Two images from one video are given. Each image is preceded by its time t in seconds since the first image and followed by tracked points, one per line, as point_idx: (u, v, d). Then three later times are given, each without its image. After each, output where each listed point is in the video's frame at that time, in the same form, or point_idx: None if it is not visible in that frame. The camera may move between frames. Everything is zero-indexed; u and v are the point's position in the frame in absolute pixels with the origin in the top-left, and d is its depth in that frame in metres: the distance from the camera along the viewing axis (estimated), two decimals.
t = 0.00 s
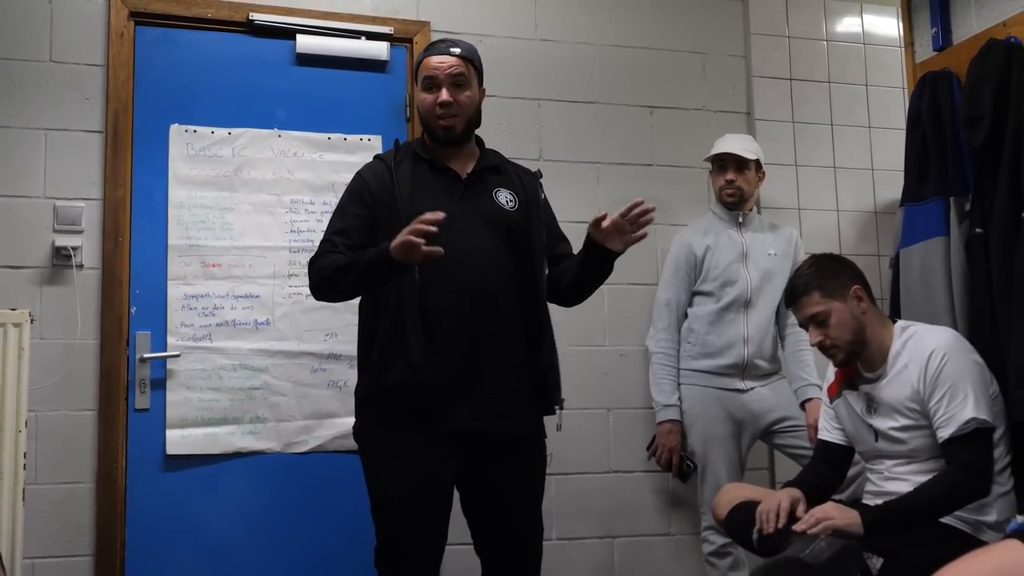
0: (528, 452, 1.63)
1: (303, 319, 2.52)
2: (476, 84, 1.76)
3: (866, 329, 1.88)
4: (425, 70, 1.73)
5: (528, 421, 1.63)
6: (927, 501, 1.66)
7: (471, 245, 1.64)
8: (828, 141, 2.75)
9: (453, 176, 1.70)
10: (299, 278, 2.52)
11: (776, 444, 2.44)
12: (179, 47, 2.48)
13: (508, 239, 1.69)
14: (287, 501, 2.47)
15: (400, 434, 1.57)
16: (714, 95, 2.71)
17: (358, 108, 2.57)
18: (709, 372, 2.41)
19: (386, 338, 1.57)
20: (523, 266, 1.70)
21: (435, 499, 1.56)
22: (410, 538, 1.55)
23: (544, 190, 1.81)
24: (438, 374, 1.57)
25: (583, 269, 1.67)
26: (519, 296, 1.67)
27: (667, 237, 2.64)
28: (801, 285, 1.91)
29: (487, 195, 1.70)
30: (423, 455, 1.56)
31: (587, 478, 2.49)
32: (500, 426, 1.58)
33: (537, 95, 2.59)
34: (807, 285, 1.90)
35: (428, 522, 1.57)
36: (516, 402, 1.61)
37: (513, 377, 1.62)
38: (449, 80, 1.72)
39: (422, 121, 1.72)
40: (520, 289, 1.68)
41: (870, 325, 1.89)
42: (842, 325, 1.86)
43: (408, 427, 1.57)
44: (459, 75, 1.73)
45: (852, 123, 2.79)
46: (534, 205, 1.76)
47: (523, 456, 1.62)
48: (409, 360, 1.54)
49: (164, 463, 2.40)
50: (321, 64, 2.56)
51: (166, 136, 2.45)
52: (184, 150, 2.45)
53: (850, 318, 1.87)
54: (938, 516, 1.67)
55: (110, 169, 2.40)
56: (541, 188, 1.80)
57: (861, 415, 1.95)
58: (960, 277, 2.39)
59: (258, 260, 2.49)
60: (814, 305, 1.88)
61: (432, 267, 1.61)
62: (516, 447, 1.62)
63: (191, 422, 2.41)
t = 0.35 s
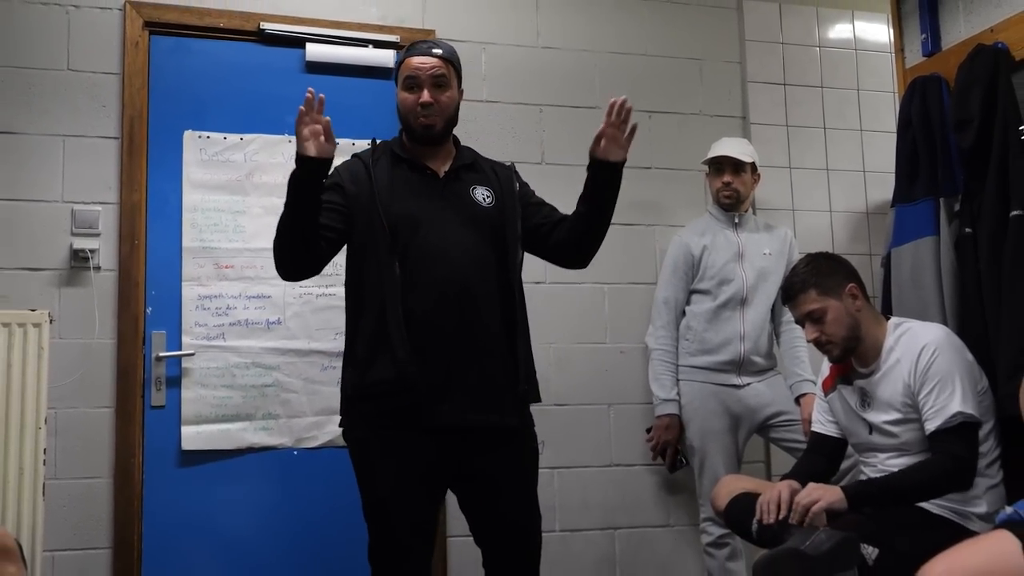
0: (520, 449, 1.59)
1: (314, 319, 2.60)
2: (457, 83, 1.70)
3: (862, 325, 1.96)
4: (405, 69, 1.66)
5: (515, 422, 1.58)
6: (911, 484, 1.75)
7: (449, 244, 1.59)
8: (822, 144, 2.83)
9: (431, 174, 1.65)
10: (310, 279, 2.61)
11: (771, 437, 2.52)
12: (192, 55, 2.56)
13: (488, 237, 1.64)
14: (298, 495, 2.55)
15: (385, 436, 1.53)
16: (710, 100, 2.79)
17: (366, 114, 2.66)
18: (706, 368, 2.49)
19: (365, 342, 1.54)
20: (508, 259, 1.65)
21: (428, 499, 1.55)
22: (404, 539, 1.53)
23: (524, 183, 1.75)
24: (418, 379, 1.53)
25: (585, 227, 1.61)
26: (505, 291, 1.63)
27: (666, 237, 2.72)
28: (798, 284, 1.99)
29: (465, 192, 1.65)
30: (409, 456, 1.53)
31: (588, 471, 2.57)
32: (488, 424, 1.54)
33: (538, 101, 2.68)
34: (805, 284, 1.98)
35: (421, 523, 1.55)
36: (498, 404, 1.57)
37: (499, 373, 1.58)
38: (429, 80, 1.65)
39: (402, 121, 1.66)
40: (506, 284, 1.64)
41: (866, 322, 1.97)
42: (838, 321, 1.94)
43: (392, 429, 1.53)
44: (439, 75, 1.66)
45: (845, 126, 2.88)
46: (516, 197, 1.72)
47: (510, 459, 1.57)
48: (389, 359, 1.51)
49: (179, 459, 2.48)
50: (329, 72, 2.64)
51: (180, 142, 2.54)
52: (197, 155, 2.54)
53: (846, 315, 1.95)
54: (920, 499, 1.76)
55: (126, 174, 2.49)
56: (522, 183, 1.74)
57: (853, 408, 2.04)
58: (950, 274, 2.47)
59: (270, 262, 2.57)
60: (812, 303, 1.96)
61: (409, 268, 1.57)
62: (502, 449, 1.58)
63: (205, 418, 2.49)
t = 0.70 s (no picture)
0: (503, 441, 1.69)
1: (323, 317, 2.70)
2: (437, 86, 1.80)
3: (849, 323, 2.06)
4: (390, 74, 1.76)
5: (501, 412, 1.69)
6: (906, 484, 1.82)
7: (436, 245, 1.69)
8: (812, 149, 2.94)
9: (419, 177, 1.75)
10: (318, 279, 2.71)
11: (764, 431, 2.62)
12: (206, 63, 2.66)
13: (472, 238, 1.74)
14: (308, 488, 2.64)
15: (371, 434, 1.62)
16: (704, 107, 2.90)
17: (374, 120, 2.78)
18: (701, 364, 2.58)
19: (357, 339, 1.62)
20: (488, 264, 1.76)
21: (422, 491, 1.65)
22: (398, 534, 1.61)
23: (503, 187, 1.87)
24: (409, 374, 1.63)
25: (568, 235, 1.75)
26: (484, 293, 1.73)
27: (662, 239, 2.82)
28: (789, 284, 2.09)
29: (450, 195, 1.75)
30: (396, 453, 1.62)
31: (587, 464, 2.66)
32: (470, 419, 1.65)
33: (540, 107, 2.78)
34: (794, 284, 2.09)
35: (415, 515, 1.64)
36: (483, 395, 1.67)
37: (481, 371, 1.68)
38: (411, 84, 1.76)
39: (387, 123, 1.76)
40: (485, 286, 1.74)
41: (853, 320, 2.07)
42: (826, 319, 2.04)
43: (376, 426, 1.62)
44: (421, 79, 1.76)
45: (834, 132, 2.98)
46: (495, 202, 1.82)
47: (499, 446, 1.68)
48: (372, 360, 1.60)
49: (192, 452, 2.57)
50: (338, 79, 2.75)
51: (194, 146, 2.63)
52: (210, 159, 2.63)
53: (834, 313, 2.05)
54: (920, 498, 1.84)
55: (141, 177, 2.57)
56: (500, 185, 1.86)
57: (842, 404, 2.13)
58: (935, 275, 2.57)
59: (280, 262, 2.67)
60: (801, 302, 2.07)
61: (398, 268, 1.66)
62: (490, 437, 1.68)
63: (218, 413, 2.58)
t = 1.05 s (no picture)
0: (489, 431, 1.78)
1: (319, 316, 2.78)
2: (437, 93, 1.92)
3: (828, 321, 2.14)
4: (398, 78, 1.85)
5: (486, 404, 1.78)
6: (884, 478, 1.90)
7: (426, 245, 1.78)
8: (793, 154, 3.04)
9: (410, 179, 1.84)
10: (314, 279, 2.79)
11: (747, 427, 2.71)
12: (206, 69, 2.73)
13: (460, 237, 1.84)
14: (304, 482, 2.72)
15: (363, 429, 1.71)
16: (689, 113, 3.00)
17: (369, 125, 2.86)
18: (685, 362, 2.67)
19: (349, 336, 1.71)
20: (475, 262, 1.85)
21: (413, 482, 1.74)
22: (388, 524, 1.68)
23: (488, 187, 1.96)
24: (399, 368, 1.72)
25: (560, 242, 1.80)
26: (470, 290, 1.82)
27: (648, 241, 2.91)
28: (769, 285, 2.18)
29: (439, 196, 1.85)
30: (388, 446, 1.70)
31: (575, 458, 2.75)
32: (458, 411, 1.73)
33: (530, 113, 2.87)
34: (774, 285, 2.17)
35: (406, 507, 1.72)
36: (470, 388, 1.76)
37: (467, 364, 1.77)
38: (420, 89, 1.85)
39: (395, 124, 1.84)
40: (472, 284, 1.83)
41: (832, 318, 2.15)
42: (806, 318, 2.12)
43: (369, 421, 1.71)
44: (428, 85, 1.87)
45: (815, 137, 3.09)
46: (481, 202, 1.92)
47: (485, 437, 1.77)
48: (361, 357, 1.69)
49: (191, 447, 2.64)
50: (335, 85, 2.84)
51: (194, 150, 2.70)
52: (210, 163, 2.71)
53: (813, 312, 2.13)
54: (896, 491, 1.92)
55: (143, 180, 2.65)
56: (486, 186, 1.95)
57: (822, 401, 2.21)
58: (911, 275, 2.66)
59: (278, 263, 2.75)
60: (781, 302, 2.15)
61: (389, 267, 1.75)
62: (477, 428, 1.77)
63: (216, 409, 2.65)
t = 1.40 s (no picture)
0: (481, 433, 1.84)
1: (311, 314, 2.83)
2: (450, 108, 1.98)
3: (812, 320, 2.20)
4: (415, 90, 1.90)
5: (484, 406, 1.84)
6: (858, 467, 1.97)
7: (431, 246, 1.83)
8: (777, 157, 3.12)
9: (416, 184, 1.90)
10: (307, 277, 2.83)
11: (730, 424, 2.77)
12: (200, 71, 2.78)
13: (465, 240, 1.89)
14: (296, 477, 2.76)
15: (363, 418, 1.75)
16: (675, 116, 3.08)
17: (361, 126, 2.90)
18: (671, 360, 2.72)
19: (353, 329, 1.75)
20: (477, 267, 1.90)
21: (406, 475, 1.78)
22: (384, 515, 1.74)
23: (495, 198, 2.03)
24: (402, 362, 1.76)
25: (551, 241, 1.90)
26: (473, 293, 1.87)
27: (634, 241, 2.98)
28: (755, 284, 2.23)
29: (445, 202, 1.91)
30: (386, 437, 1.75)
31: (563, 454, 2.80)
32: (456, 408, 1.79)
33: (520, 115, 2.94)
34: (761, 284, 2.22)
35: (397, 501, 1.76)
36: (469, 388, 1.82)
37: (467, 364, 1.82)
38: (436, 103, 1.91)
39: (409, 135, 1.89)
40: (474, 286, 1.88)
41: (816, 318, 2.21)
42: (790, 317, 2.17)
43: (369, 411, 1.74)
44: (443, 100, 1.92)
45: (798, 140, 3.17)
46: (486, 209, 1.98)
47: (478, 438, 1.84)
48: (366, 349, 1.73)
49: (185, 443, 2.68)
50: (328, 88, 2.88)
51: (188, 151, 2.75)
52: (204, 163, 2.75)
53: (799, 311, 2.19)
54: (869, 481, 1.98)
55: (137, 180, 2.69)
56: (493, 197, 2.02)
57: (803, 397, 2.27)
58: (892, 276, 2.72)
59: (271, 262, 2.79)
60: (767, 301, 2.20)
61: (396, 266, 1.80)
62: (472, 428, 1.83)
63: (209, 406, 2.70)
